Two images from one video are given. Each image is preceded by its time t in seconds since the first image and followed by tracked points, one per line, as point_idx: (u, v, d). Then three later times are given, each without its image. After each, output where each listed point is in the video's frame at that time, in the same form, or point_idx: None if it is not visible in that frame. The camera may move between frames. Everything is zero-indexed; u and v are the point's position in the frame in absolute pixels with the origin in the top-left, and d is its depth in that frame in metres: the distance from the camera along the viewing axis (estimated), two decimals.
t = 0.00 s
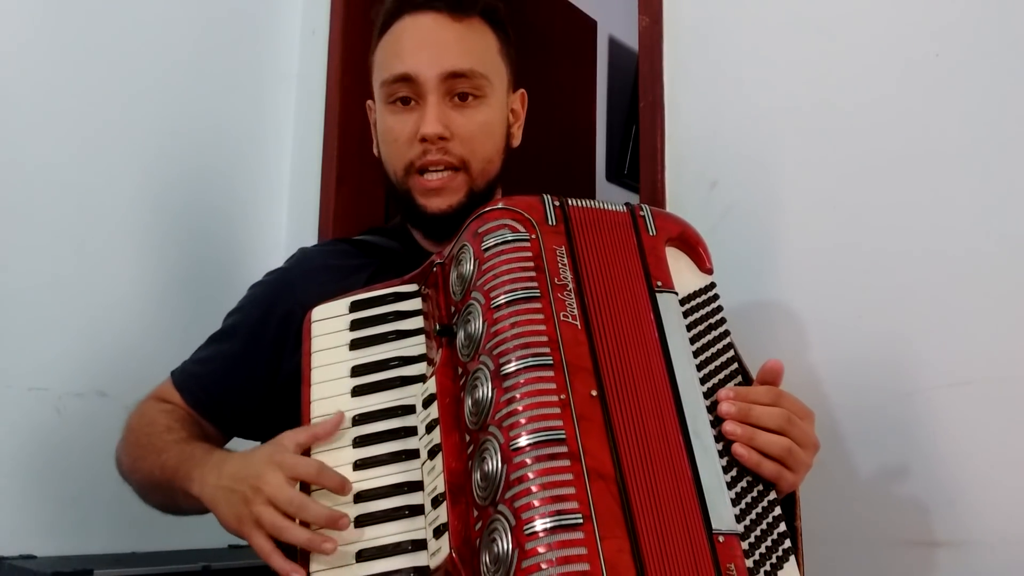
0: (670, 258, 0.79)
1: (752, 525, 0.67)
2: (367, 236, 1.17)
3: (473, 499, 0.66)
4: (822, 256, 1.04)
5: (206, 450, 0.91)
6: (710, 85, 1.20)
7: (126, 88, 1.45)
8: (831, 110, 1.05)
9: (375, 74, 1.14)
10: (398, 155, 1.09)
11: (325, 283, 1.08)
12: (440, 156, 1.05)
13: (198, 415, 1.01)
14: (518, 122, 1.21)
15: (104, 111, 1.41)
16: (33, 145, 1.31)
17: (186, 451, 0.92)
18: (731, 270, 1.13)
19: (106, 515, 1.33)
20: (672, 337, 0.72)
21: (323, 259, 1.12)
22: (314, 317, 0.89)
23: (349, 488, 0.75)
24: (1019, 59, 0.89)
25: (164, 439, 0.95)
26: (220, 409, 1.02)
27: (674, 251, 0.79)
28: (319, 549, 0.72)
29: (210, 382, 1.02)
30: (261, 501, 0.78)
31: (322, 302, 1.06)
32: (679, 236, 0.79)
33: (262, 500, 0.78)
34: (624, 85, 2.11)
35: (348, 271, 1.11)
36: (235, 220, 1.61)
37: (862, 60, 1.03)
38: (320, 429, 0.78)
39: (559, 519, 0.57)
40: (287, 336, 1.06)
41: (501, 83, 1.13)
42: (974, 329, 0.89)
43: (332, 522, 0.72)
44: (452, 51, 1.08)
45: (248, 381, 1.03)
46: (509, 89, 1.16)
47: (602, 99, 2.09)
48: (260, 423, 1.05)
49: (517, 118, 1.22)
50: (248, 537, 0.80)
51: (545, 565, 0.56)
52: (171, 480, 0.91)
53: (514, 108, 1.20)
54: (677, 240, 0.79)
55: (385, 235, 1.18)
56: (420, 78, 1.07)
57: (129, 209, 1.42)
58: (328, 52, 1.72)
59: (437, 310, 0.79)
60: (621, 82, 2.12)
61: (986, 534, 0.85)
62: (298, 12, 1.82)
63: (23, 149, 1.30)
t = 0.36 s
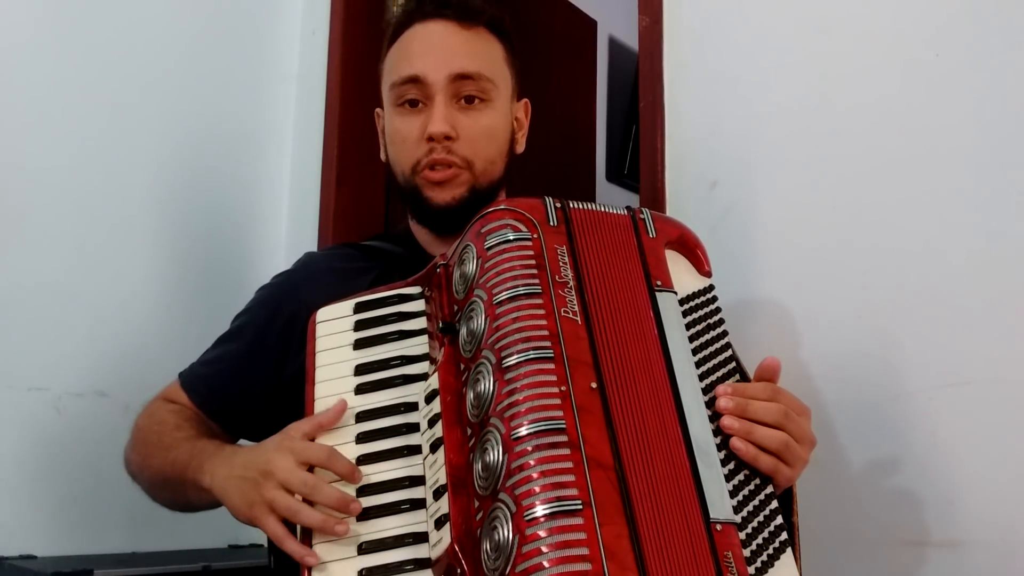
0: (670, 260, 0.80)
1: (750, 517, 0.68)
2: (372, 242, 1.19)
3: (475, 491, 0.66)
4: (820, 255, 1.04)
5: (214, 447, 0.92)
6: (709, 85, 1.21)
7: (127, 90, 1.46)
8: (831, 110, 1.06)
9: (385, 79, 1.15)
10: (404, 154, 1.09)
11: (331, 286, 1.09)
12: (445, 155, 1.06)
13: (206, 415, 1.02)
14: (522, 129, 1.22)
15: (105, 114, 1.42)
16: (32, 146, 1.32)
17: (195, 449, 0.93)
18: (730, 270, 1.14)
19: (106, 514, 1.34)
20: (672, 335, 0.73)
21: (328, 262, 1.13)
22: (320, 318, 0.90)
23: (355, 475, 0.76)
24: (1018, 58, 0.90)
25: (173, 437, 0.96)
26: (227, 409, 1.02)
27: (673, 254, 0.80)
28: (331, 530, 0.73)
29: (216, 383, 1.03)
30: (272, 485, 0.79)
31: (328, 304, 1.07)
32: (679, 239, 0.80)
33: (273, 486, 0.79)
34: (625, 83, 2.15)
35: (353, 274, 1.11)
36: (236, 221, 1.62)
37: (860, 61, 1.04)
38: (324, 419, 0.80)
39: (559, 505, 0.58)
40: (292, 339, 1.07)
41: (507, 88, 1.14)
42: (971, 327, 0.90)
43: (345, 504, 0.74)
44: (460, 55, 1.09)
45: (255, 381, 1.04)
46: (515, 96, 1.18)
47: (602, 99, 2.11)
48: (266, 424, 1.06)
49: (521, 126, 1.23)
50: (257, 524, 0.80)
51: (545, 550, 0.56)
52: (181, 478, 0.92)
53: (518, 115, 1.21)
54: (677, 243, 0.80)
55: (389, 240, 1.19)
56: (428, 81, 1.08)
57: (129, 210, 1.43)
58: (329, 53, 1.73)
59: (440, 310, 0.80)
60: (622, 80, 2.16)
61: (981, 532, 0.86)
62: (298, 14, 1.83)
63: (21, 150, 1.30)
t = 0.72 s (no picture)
0: (670, 261, 0.80)
1: (750, 516, 0.68)
2: (373, 244, 1.19)
3: (476, 489, 0.66)
4: (819, 255, 1.05)
5: (215, 447, 0.92)
6: (709, 86, 1.21)
7: (128, 91, 1.47)
8: (830, 110, 1.06)
9: (387, 77, 1.16)
10: (407, 149, 1.09)
11: (331, 286, 1.09)
12: (449, 149, 1.06)
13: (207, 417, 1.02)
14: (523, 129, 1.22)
15: (106, 115, 1.43)
16: (33, 146, 1.32)
17: (197, 447, 0.93)
18: (730, 271, 1.14)
19: (106, 515, 1.34)
20: (672, 334, 0.73)
21: (330, 262, 1.13)
22: (321, 318, 0.91)
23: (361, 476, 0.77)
24: (1017, 58, 0.90)
25: (175, 436, 0.97)
26: (227, 410, 1.03)
27: (674, 255, 0.81)
28: (337, 530, 0.74)
29: (218, 383, 1.03)
30: (276, 484, 0.79)
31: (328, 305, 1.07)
32: (679, 240, 0.80)
33: (277, 484, 0.79)
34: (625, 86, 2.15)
35: (354, 275, 1.12)
36: (236, 221, 1.62)
37: (859, 61, 1.04)
38: (326, 419, 0.80)
39: (559, 502, 0.58)
40: (294, 339, 1.07)
41: (508, 85, 1.14)
42: (972, 326, 0.90)
43: (351, 505, 0.75)
44: (462, 52, 1.10)
45: (255, 382, 1.04)
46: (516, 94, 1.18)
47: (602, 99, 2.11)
48: (266, 425, 1.06)
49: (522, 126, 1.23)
50: (258, 522, 0.81)
51: (546, 547, 0.56)
52: (182, 478, 0.93)
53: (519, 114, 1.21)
54: (677, 245, 0.80)
55: (390, 241, 1.20)
56: (430, 76, 1.09)
57: (131, 211, 1.43)
58: (329, 52, 1.73)
59: (441, 309, 0.80)
60: (621, 82, 2.16)
61: (982, 532, 0.86)
62: (298, 15, 1.83)
63: (22, 150, 1.31)
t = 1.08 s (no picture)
0: (672, 258, 0.80)
1: (750, 517, 0.68)
2: (375, 238, 1.18)
3: (475, 488, 0.66)
4: (820, 255, 1.04)
5: (215, 445, 0.92)
6: (709, 85, 1.21)
7: (128, 91, 1.47)
8: (831, 110, 1.06)
9: (382, 82, 1.15)
10: (406, 156, 1.09)
11: (332, 281, 1.09)
12: (448, 154, 1.06)
13: (208, 416, 1.02)
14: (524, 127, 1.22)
15: (106, 115, 1.43)
16: (33, 145, 1.32)
17: (199, 444, 0.93)
18: (730, 270, 1.14)
19: (106, 515, 1.34)
20: (673, 333, 0.72)
21: (331, 259, 1.12)
22: (322, 313, 0.90)
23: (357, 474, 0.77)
24: (1017, 57, 0.90)
25: (177, 434, 0.97)
26: (230, 407, 1.02)
27: (675, 253, 0.81)
28: (342, 531, 0.75)
29: (220, 380, 1.03)
30: (276, 487, 0.79)
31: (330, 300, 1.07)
32: (682, 238, 0.80)
33: (277, 487, 0.79)
34: (625, 85, 2.15)
35: (356, 271, 1.12)
36: (237, 221, 1.62)
37: (860, 61, 1.04)
38: (327, 420, 0.80)
39: (558, 503, 0.58)
40: (295, 335, 1.07)
41: (505, 86, 1.14)
42: (974, 326, 0.89)
43: (353, 506, 0.75)
44: (457, 54, 1.09)
45: (257, 379, 1.04)
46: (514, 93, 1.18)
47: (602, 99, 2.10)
48: (268, 421, 1.06)
49: (522, 124, 1.23)
50: (256, 524, 0.81)
51: (544, 549, 0.56)
52: (184, 474, 0.93)
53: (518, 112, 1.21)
54: (679, 242, 0.80)
55: (390, 236, 1.18)
56: (426, 81, 1.08)
57: (131, 210, 1.43)
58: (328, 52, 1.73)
59: (442, 305, 0.80)
60: (621, 81, 2.15)
61: (983, 533, 0.86)
62: (298, 15, 1.83)
63: (22, 149, 1.31)
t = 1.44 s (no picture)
0: (671, 255, 0.79)
1: (755, 526, 0.67)
2: (374, 232, 1.18)
3: (479, 498, 0.66)
4: (822, 255, 1.04)
5: (219, 451, 0.92)
6: (710, 85, 1.20)
7: (127, 89, 1.46)
8: (833, 109, 1.05)
9: (384, 74, 1.14)
10: (407, 152, 1.09)
11: (329, 278, 1.08)
12: (449, 152, 1.05)
13: (211, 418, 1.01)
14: (528, 118, 1.21)
15: (104, 113, 1.42)
16: (30, 144, 1.31)
17: (202, 452, 0.93)
18: (731, 270, 1.14)
19: (107, 515, 1.34)
20: (674, 336, 0.72)
21: (329, 255, 1.11)
22: (318, 311, 0.89)
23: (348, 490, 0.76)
24: (1019, 58, 0.89)
25: (179, 441, 0.96)
26: (233, 408, 1.02)
27: (675, 249, 0.80)
28: (337, 556, 0.74)
29: (220, 381, 1.02)
30: (275, 509, 0.79)
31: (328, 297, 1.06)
32: (680, 234, 0.80)
33: (276, 509, 0.79)
34: (626, 83, 2.15)
35: (353, 265, 1.11)
36: (235, 220, 1.61)
37: (861, 61, 1.03)
38: (326, 429, 0.79)
39: (564, 519, 0.58)
40: (294, 332, 1.06)
41: (509, 79, 1.12)
42: (975, 329, 0.89)
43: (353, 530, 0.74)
44: (459, 48, 1.07)
45: (258, 378, 1.03)
46: (518, 86, 1.16)
47: (602, 98, 2.11)
48: (269, 417, 1.07)
49: (527, 115, 1.22)
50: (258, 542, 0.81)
51: (550, 566, 0.56)
52: (187, 481, 0.93)
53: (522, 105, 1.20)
54: (678, 238, 0.80)
55: (391, 229, 1.19)
56: (427, 75, 1.07)
57: (129, 210, 1.42)
58: (327, 52, 1.72)
59: (443, 306, 0.80)
60: (622, 80, 2.16)
61: (985, 535, 0.86)
62: (298, 13, 1.82)
63: (19, 147, 1.29)
